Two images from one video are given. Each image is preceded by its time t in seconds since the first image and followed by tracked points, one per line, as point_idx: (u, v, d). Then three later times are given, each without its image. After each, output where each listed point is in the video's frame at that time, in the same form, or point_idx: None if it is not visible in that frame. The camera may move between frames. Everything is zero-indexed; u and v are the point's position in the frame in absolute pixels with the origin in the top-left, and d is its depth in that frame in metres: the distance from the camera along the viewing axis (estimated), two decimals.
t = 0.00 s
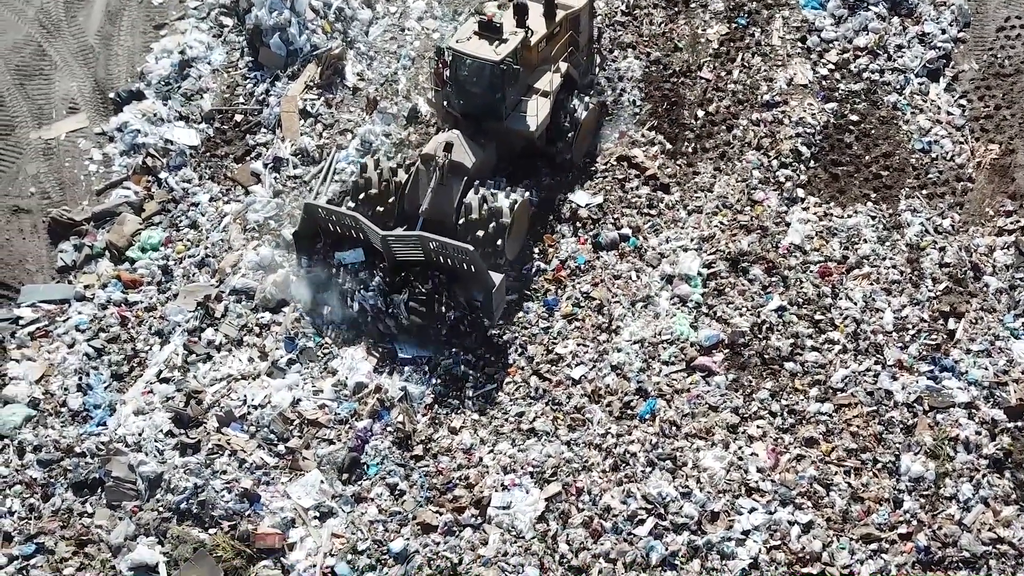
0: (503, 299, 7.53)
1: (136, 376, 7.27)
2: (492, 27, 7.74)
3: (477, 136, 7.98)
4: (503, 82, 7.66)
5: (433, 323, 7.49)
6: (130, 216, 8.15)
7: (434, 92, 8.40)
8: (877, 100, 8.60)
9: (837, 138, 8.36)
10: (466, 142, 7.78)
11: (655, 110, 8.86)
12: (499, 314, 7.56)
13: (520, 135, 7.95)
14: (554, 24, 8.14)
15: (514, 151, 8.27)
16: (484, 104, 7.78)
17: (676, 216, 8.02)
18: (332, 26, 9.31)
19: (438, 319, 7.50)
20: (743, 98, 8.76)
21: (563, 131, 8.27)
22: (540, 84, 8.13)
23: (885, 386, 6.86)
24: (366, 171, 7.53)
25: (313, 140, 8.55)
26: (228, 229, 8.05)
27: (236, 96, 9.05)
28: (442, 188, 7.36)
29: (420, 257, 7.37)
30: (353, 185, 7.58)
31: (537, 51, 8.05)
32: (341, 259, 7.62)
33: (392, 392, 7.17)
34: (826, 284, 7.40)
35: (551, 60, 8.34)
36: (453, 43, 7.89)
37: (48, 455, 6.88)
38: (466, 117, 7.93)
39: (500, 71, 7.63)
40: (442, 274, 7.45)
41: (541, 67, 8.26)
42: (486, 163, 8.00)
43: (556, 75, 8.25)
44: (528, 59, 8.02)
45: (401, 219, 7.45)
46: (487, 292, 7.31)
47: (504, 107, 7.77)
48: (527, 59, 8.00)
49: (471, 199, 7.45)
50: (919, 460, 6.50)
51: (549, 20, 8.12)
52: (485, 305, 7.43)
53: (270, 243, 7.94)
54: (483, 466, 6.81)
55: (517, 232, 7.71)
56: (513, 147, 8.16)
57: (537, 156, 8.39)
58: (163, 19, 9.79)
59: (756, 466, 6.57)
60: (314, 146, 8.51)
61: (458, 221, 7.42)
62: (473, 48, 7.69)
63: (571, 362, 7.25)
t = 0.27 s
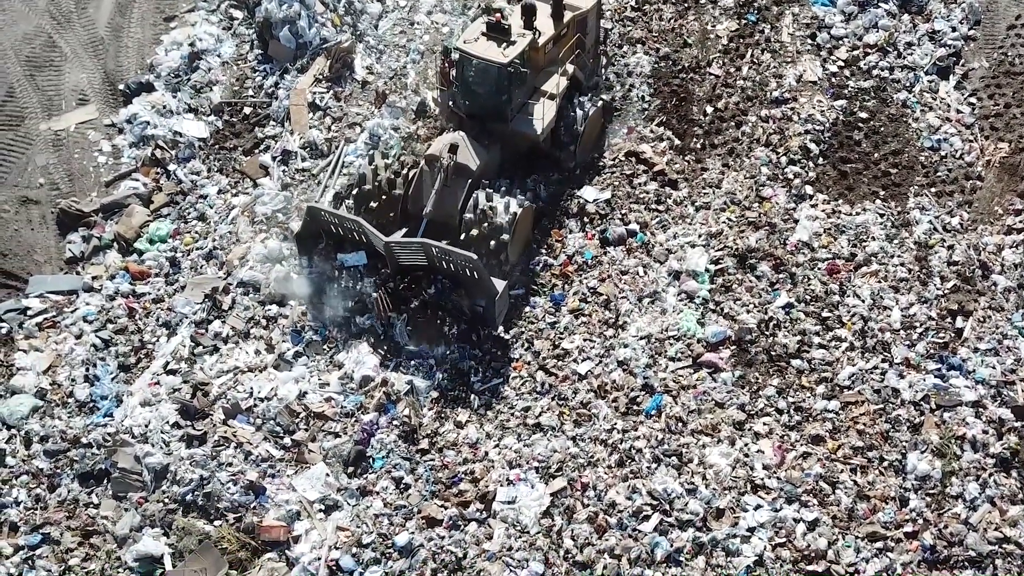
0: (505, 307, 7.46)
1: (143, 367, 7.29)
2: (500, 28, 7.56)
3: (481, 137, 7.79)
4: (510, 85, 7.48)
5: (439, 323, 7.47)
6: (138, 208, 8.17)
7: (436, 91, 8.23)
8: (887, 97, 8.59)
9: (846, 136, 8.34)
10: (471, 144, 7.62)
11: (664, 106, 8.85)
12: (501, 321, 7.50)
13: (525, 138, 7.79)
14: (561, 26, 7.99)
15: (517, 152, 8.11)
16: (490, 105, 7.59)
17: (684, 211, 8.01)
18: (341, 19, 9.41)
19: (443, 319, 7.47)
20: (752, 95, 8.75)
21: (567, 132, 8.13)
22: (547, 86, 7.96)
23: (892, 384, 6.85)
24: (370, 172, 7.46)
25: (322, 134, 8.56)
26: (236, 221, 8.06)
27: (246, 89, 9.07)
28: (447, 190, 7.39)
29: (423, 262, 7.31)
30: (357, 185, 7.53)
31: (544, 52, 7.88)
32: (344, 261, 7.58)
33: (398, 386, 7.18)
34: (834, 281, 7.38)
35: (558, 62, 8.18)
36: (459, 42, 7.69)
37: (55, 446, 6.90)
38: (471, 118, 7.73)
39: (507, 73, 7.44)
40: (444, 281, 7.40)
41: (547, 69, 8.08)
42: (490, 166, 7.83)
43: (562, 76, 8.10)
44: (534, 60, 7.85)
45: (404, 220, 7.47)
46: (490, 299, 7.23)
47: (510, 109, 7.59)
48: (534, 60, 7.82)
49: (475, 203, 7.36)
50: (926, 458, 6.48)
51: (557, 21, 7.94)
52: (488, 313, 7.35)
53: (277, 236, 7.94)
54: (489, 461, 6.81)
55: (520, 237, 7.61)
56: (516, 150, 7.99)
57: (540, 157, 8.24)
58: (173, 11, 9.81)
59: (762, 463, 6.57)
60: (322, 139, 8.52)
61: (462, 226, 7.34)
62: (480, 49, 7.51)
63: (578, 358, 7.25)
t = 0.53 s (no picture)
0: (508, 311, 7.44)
1: (151, 358, 7.31)
2: (509, 32, 7.50)
3: (488, 140, 7.79)
4: (519, 89, 7.45)
5: (446, 319, 7.46)
6: (148, 199, 8.20)
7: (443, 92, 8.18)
8: (897, 95, 8.57)
9: (856, 133, 8.32)
10: (478, 147, 7.61)
11: (674, 102, 8.84)
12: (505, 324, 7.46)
13: (532, 141, 7.77)
14: (570, 29, 7.94)
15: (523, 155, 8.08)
16: (498, 109, 7.57)
17: (693, 208, 8.01)
18: (352, 13, 9.43)
19: (449, 317, 7.47)
20: (762, 92, 8.74)
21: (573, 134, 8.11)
22: (554, 89, 7.93)
23: (900, 382, 6.83)
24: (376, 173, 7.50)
25: (332, 127, 8.58)
26: (245, 214, 8.08)
27: (257, 82, 9.10)
28: (453, 194, 7.41)
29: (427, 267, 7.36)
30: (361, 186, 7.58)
31: (552, 55, 7.84)
32: (345, 263, 7.63)
33: (405, 379, 7.20)
34: (843, 279, 7.37)
35: (566, 65, 8.16)
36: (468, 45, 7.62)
37: (63, 436, 6.93)
38: (478, 122, 7.73)
39: (516, 78, 7.40)
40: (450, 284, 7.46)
41: (555, 72, 8.05)
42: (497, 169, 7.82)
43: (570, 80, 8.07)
44: (543, 63, 7.81)
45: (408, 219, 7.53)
46: (493, 305, 7.24)
47: (518, 113, 7.58)
48: (542, 63, 7.79)
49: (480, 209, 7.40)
50: (933, 458, 6.46)
51: (566, 23, 7.91)
52: (489, 318, 7.36)
53: (287, 228, 7.96)
54: (495, 455, 6.81)
55: (524, 241, 7.59)
56: (523, 153, 7.98)
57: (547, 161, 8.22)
58: (184, 3, 9.84)
59: (769, 460, 6.55)
60: (332, 132, 8.53)
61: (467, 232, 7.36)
62: (489, 52, 7.45)
63: (585, 353, 7.25)
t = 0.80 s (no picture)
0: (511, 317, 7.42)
1: (159, 349, 7.33)
2: (516, 36, 7.50)
3: (493, 143, 7.78)
4: (525, 93, 7.45)
5: (450, 323, 7.43)
6: (158, 190, 8.22)
7: (447, 94, 8.16)
8: (908, 93, 8.55)
9: (867, 131, 8.30)
10: (482, 151, 7.62)
11: (684, 98, 8.84)
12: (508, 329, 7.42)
13: (537, 145, 7.76)
14: (576, 32, 7.95)
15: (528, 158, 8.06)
16: (504, 113, 7.57)
17: (702, 205, 8.01)
18: (363, 7, 9.44)
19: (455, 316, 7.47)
20: (773, 88, 8.72)
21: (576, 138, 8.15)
22: (561, 92, 7.93)
23: (908, 381, 6.81)
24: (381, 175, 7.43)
25: (342, 120, 8.57)
26: (254, 206, 8.09)
27: (267, 74, 9.10)
28: (458, 197, 7.42)
29: (430, 271, 7.34)
30: (363, 188, 7.55)
31: (559, 58, 7.84)
32: (347, 267, 7.62)
33: (412, 374, 7.21)
34: (852, 277, 7.36)
35: (572, 68, 8.17)
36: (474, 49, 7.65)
37: (71, 426, 6.95)
38: (484, 125, 7.73)
39: (522, 81, 7.40)
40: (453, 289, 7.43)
41: (561, 75, 8.05)
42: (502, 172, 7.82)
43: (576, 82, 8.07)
44: (550, 66, 7.81)
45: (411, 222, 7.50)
46: (496, 310, 7.23)
47: (525, 117, 7.57)
48: (549, 66, 7.79)
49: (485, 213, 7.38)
50: (940, 457, 6.44)
51: (572, 26, 7.94)
52: (491, 323, 7.34)
53: (296, 221, 7.95)
54: (502, 450, 6.82)
55: (527, 247, 7.55)
56: (529, 156, 7.97)
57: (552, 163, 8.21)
58: None
59: (775, 458, 6.54)
60: (342, 125, 8.52)
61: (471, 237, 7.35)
62: (495, 56, 7.45)
63: (592, 349, 7.25)
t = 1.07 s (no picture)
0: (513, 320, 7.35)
1: (167, 341, 7.36)
2: (519, 38, 7.43)
3: (496, 146, 7.69)
4: (529, 96, 7.37)
5: (452, 326, 7.40)
6: (168, 182, 8.25)
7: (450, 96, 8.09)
8: (919, 92, 8.53)
9: (877, 130, 8.29)
10: (486, 154, 7.49)
11: (694, 95, 8.82)
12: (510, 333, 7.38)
13: (540, 147, 7.69)
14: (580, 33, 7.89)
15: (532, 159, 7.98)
16: (507, 115, 7.48)
17: (711, 201, 8.00)
18: (374, 1, 9.48)
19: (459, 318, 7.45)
20: (784, 86, 8.72)
21: (583, 138, 8.02)
22: (564, 93, 7.86)
23: (916, 380, 6.80)
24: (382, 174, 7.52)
25: (352, 114, 8.59)
26: (264, 199, 8.11)
27: (278, 67, 9.14)
28: (460, 201, 7.34)
29: (431, 273, 7.31)
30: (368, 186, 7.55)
31: (562, 60, 7.81)
32: (347, 273, 7.56)
33: (420, 368, 7.21)
34: (861, 275, 7.35)
35: (575, 70, 8.10)
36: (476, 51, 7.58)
37: (79, 417, 6.97)
38: (487, 127, 7.63)
39: (526, 84, 7.31)
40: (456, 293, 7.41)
41: (565, 77, 7.98)
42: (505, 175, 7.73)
43: (580, 83, 8.01)
44: (553, 67, 7.76)
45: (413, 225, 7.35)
46: (498, 313, 7.16)
47: (528, 119, 7.49)
48: (552, 67, 7.75)
49: (487, 216, 7.35)
50: (948, 457, 6.43)
51: (576, 27, 7.88)
52: (493, 328, 7.30)
53: (305, 214, 7.96)
54: (508, 445, 6.82)
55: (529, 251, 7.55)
56: (532, 158, 7.89)
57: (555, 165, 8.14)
58: None
59: (782, 456, 6.53)
60: (352, 120, 8.55)
61: (472, 240, 7.33)
62: (499, 58, 7.36)
63: (600, 345, 7.25)
